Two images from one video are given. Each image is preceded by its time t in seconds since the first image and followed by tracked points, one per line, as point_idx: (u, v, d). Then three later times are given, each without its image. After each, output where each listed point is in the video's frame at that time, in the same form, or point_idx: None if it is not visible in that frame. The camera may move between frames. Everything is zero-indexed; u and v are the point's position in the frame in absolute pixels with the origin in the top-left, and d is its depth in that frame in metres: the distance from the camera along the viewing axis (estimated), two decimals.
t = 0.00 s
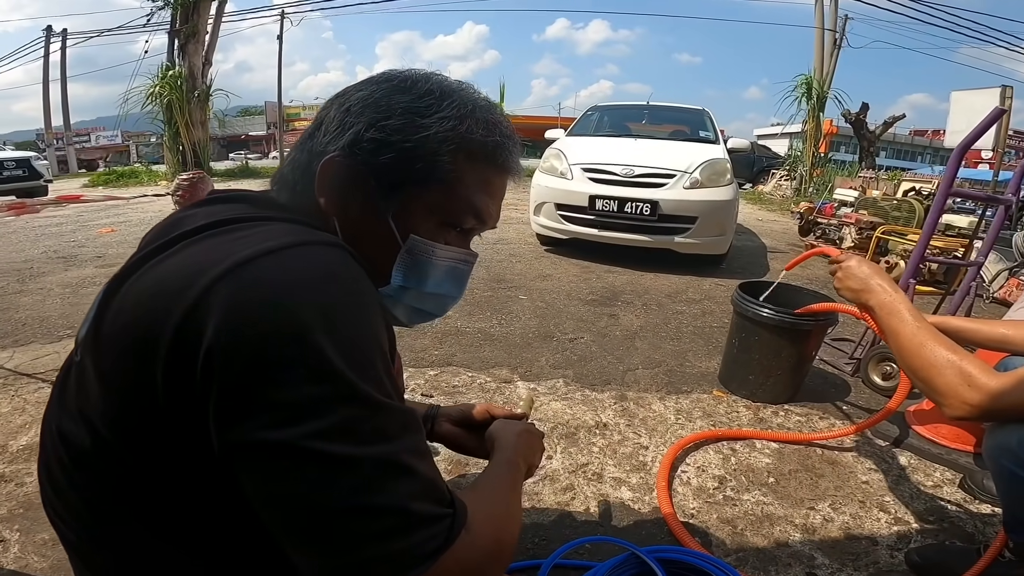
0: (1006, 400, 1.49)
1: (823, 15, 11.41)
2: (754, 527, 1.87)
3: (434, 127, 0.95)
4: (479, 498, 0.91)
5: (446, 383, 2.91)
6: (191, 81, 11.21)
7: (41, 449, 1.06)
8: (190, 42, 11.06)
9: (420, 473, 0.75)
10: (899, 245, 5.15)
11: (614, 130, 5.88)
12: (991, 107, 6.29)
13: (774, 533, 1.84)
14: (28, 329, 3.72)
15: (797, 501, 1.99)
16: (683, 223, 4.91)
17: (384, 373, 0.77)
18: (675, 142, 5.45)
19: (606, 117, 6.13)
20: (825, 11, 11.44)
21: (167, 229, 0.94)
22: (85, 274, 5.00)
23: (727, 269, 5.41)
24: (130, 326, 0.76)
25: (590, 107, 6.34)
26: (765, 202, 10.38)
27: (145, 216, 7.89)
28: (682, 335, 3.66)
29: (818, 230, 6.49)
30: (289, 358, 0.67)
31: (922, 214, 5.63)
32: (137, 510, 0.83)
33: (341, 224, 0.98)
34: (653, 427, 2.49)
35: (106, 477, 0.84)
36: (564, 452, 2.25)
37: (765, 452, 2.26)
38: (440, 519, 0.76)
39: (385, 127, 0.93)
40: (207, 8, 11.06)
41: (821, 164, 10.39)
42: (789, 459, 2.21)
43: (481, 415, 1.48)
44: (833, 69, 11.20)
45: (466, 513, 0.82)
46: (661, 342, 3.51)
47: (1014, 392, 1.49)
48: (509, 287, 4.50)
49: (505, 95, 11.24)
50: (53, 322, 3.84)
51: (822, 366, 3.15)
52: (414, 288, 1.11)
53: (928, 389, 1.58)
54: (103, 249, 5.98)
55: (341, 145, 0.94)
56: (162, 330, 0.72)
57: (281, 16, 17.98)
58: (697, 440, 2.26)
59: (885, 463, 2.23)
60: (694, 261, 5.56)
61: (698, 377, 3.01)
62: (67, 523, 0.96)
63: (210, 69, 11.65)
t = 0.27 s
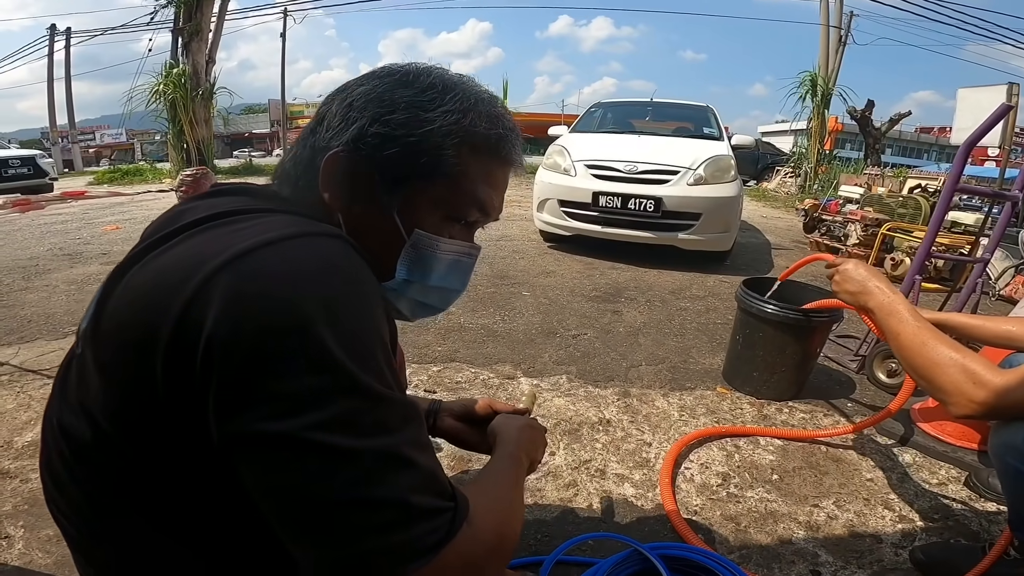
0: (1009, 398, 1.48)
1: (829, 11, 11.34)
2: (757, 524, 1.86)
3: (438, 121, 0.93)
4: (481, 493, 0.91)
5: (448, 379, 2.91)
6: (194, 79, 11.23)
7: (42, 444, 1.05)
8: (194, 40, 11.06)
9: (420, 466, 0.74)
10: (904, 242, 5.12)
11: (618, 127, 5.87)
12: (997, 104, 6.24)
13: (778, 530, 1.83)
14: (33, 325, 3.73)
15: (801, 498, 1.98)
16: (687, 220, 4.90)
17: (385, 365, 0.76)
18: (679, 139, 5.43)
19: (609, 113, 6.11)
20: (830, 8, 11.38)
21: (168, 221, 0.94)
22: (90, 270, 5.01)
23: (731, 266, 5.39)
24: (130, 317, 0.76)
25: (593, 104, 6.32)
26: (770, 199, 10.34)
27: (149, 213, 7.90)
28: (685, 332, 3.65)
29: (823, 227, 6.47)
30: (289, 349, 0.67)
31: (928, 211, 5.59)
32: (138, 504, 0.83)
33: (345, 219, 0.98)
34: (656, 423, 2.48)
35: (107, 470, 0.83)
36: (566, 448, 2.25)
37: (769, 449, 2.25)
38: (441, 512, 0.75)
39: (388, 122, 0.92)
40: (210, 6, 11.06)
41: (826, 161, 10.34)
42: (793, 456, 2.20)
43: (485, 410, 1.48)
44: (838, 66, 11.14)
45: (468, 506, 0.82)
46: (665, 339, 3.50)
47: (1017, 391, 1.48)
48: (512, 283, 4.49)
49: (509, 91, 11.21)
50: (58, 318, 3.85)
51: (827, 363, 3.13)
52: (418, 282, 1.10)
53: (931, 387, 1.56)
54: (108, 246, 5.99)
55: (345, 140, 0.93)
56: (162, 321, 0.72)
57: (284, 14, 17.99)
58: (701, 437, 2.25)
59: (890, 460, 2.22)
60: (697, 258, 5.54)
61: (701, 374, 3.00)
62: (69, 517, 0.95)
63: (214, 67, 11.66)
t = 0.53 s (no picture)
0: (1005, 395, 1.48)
1: (828, 7, 11.31)
2: (756, 521, 1.86)
3: (433, 119, 0.93)
4: (474, 488, 0.90)
5: (447, 376, 2.90)
6: (193, 78, 11.21)
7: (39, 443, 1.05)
8: (192, 39, 11.05)
9: (413, 461, 0.74)
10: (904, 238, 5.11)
11: (617, 124, 5.86)
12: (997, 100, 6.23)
13: (776, 528, 1.83)
14: (33, 325, 3.73)
15: (800, 495, 1.98)
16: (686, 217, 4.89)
17: (377, 361, 0.76)
18: (677, 136, 5.42)
19: (608, 111, 6.11)
20: (829, 5, 11.36)
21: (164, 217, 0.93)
22: (89, 270, 5.01)
23: (730, 263, 5.38)
24: (125, 315, 0.75)
25: (592, 101, 6.31)
26: (770, 196, 10.33)
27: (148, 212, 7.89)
28: (684, 329, 3.64)
29: (823, 224, 6.46)
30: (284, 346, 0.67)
31: (928, 207, 5.58)
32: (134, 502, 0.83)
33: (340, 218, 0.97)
34: (655, 420, 2.48)
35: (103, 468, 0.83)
36: (565, 446, 2.25)
37: (768, 446, 2.24)
38: (434, 507, 0.75)
39: (383, 119, 0.91)
40: (208, 4, 11.03)
41: (825, 158, 10.33)
42: (792, 453, 2.20)
43: (481, 407, 1.48)
44: (838, 63, 11.12)
45: (461, 502, 0.81)
46: (664, 336, 3.50)
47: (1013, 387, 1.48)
48: (511, 281, 4.48)
49: (507, 89, 11.19)
50: (57, 317, 3.85)
51: (826, 359, 3.12)
52: (416, 279, 1.10)
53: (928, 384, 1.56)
54: (107, 245, 5.99)
55: (339, 138, 0.92)
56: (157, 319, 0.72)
57: (282, 12, 17.97)
58: (700, 434, 2.25)
59: (889, 457, 2.22)
60: (697, 255, 5.53)
61: (700, 371, 3.00)
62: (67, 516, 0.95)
63: (212, 66, 11.64)
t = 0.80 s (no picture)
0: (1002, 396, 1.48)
1: (827, 8, 11.32)
2: (753, 522, 1.86)
3: (449, 131, 0.93)
4: (468, 490, 0.90)
5: (445, 377, 2.90)
6: (192, 78, 11.21)
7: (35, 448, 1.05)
8: (191, 40, 11.04)
9: (405, 463, 0.74)
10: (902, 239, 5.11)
11: (616, 124, 5.86)
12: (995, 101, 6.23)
13: (774, 529, 1.83)
14: (32, 326, 3.73)
15: (797, 497, 1.97)
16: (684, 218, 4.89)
17: (369, 365, 0.76)
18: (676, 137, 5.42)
19: (607, 112, 6.11)
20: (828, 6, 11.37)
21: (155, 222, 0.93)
22: (88, 271, 5.00)
23: (729, 263, 5.38)
24: (115, 319, 0.75)
25: (591, 102, 6.31)
26: (768, 197, 10.33)
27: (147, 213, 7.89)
28: (683, 329, 3.64)
29: (822, 224, 6.46)
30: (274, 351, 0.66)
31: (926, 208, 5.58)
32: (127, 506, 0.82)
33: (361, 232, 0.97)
34: (652, 421, 2.48)
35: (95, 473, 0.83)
36: (563, 447, 2.25)
37: (766, 447, 2.24)
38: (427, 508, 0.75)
39: (401, 134, 0.90)
40: (207, 5, 11.03)
41: (824, 159, 10.33)
42: (789, 454, 2.19)
43: (477, 408, 1.48)
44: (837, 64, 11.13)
45: (452, 503, 0.81)
46: (662, 337, 3.49)
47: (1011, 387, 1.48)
48: (510, 282, 4.48)
49: (506, 90, 11.20)
50: (55, 319, 3.85)
51: (824, 360, 3.12)
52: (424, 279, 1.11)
53: (925, 386, 1.55)
54: (106, 246, 5.99)
55: (356, 153, 0.90)
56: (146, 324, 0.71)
57: (281, 13, 17.97)
58: (698, 435, 2.25)
59: (887, 458, 2.22)
60: (695, 255, 5.53)
61: (698, 371, 3.00)
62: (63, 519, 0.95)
63: (211, 66, 11.63)
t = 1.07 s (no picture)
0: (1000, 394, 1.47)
1: (826, 6, 11.31)
2: (752, 521, 1.86)
3: (452, 132, 0.95)
4: (463, 488, 0.90)
5: (444, 376, 2.90)
6: (191, 78, 11.20)
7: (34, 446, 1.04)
8: (190, 39, 11.04)
9: (400, 460, 0.74)
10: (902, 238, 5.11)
11: (615, 123, 5.85)
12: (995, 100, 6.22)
13: (772, 527, 1.83)
14: (31, 325, 3.73)
15: (796, 495, 1.97)
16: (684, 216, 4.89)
17: (365, 364, 0.76)
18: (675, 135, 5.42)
19: (606, 110, 6.10)
20: (828, 4, 11.35)
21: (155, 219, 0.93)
22: (87, 270, 5.00)
23: (728, 262, 5.38)
24: (113, 317, 0.75)
25: (590, 101, 6.31)
26: (768, 195, 10.32)
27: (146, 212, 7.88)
28: (682, 328, 3.64)
29: (821, 223, 6.45)
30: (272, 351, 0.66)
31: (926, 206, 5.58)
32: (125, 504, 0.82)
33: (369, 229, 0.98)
34: (652, 420, 2.48)
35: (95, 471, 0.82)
36: (562, 446, 2.24)
37: (765, 445, 2.24)
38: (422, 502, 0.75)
39: (408, 137, 0.91)
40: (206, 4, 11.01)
41: (823, 157, 10.32)
42: (788, 453, 2.19)
43: (475, 407, 1.48)
44: (836, 62, 11.11)
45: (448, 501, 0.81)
46: (661, 335, 3.49)
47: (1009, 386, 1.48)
48: (509, 280, 4.48)
49: (506, 89, 11.19)
50: (55, 318, 3.84)
51: (823, 359, 3.11)
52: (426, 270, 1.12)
53: (924, 384, 1.55)
54: (105, 245, 5.98)
55: (365, 158, 0.90)
56: (144, 323, 0.71)
57: (279, 11, 17.95)
58: (696, 434, 2.24)
59: (886, 457, 2.21)
60: (695, 254, 5.53)
61: (697, 370, 2.99)
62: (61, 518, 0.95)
63: (210, 66, 11.62)
